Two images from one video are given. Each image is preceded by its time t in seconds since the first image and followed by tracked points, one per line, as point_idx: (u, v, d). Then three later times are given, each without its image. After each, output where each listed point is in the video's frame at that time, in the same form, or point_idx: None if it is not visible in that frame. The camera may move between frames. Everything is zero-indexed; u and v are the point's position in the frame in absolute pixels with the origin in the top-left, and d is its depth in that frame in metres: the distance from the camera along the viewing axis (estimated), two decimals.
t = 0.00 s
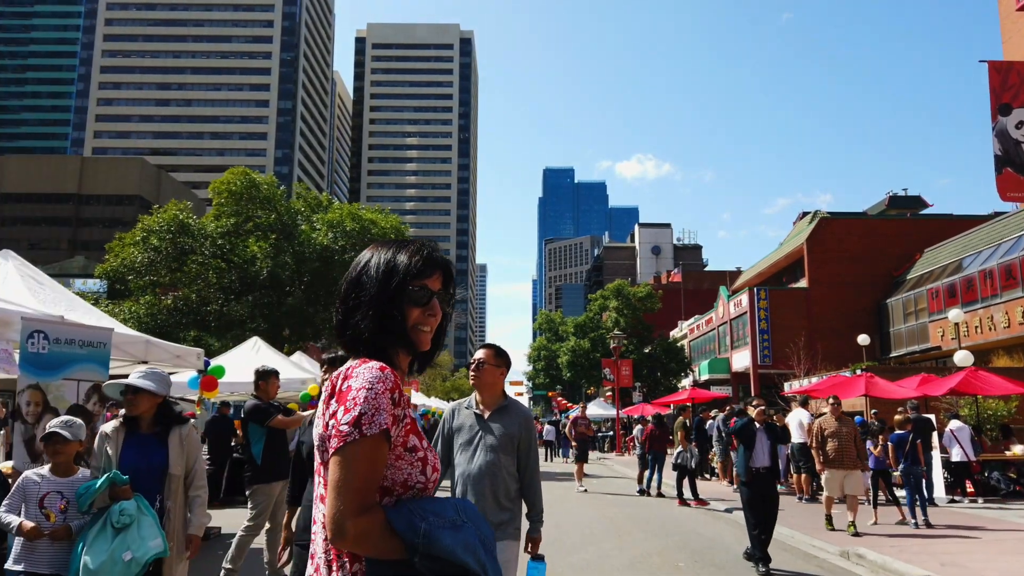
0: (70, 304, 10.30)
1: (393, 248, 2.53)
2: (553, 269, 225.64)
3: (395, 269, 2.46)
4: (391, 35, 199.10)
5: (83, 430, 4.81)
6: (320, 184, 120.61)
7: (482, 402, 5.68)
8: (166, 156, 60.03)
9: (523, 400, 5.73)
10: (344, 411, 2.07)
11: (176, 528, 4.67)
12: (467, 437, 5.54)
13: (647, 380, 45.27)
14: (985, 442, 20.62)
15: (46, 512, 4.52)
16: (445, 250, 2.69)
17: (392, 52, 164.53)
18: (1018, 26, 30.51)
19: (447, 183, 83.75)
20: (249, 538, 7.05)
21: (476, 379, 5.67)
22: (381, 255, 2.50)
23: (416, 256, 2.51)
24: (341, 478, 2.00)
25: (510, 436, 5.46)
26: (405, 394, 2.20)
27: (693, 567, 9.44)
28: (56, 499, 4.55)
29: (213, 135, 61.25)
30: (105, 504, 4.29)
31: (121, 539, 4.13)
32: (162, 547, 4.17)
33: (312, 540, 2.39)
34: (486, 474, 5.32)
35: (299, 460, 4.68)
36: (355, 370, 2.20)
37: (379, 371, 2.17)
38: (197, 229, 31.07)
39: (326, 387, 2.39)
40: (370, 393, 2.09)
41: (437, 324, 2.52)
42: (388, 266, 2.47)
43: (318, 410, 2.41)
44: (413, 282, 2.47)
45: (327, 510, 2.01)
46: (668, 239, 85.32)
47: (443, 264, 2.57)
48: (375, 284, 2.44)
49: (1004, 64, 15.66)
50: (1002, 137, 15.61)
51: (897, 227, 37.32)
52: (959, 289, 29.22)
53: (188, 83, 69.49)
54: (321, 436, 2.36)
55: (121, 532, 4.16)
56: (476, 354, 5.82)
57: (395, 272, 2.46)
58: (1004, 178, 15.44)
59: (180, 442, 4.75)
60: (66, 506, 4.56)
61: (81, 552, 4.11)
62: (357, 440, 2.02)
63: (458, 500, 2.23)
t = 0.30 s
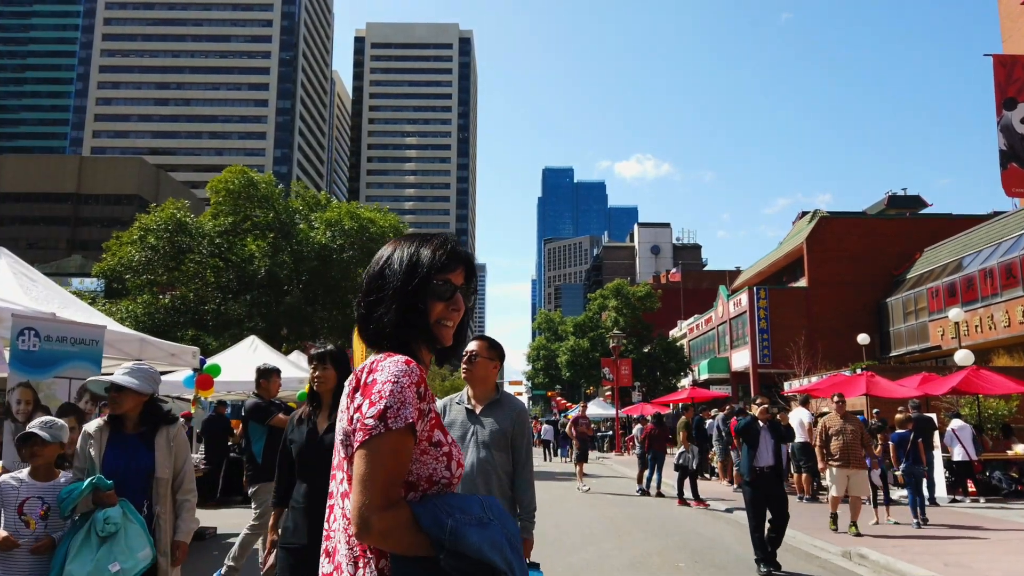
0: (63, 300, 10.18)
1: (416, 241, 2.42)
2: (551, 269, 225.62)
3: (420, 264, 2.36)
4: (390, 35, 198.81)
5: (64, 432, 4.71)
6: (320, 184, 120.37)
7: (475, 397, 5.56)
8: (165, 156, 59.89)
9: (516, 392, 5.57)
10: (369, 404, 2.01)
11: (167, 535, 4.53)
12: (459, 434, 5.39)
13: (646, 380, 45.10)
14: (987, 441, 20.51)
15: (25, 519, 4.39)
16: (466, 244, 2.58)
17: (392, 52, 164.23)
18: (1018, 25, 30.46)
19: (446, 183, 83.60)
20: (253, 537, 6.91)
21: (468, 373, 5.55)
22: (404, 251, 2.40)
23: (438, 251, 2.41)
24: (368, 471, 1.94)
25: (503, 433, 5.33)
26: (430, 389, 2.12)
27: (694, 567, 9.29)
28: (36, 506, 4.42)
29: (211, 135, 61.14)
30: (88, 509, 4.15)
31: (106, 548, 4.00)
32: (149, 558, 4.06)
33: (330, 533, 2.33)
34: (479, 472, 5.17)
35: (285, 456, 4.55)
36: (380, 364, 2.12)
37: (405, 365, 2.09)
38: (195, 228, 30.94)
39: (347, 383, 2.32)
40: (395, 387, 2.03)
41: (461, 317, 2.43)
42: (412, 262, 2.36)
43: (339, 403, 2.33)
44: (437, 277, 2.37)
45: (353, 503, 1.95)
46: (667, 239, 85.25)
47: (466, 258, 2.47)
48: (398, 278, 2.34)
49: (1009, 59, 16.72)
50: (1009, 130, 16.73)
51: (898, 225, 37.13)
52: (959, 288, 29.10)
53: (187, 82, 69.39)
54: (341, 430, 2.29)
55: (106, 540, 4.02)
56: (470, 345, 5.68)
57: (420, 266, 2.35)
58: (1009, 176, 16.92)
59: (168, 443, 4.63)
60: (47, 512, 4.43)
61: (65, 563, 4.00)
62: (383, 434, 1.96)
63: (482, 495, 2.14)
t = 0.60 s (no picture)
0: (55, 298, 10.02)
1: (440, 238, 2.32)
2: (551, 269, 225.66)
3: (445, 260, 2.26)
4: (390, 35, 198.71)
5: (40, 432, 4.56)
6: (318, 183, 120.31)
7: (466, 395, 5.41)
8: (163, 155, 59.78)
9: (509, 386, 5.46)
10: (399, 406, 1.92)
11: (158, 548, 4.19)
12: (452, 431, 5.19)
13: (646, 380, 44.92)
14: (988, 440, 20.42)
15: None
16: (486, 240, 2.48)
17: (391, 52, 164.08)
18: (1018, 23, 30.40)
19: (444, 183, 83.55)
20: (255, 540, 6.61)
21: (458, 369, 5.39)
22: (428, 246, 2.30)
23: (463, 248, 2.32)
24: (401, 475, 1.87)
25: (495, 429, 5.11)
26: (461, 389, 2.02)
27: (694, 568, 9.14)
28: (10, 510, 4.25)
29: (210, 134, 61.03)
30: (69, 515, 3.92)
31: (85, 559, 3.76)
32: (129, 569, 3.79)
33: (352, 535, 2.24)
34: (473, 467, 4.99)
35: (269, 455, 4.36)
36: (409, 364, 2.03)
37: (434, 365, 2.01)
38: (192, 227, 30.81)
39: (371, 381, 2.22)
40: (426, 388, 1.94)
41: (486, 315, 2.35)
42: (437, 258, 2.26)
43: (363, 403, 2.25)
44: (462, 274, 2.28)
45: (385, 509, 1.88)
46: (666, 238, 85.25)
47: (489, 255, 2.39)
48: (423, 276, 2.24)
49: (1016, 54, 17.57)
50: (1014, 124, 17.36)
51: (898, 224, 37.00)
52: (958, 287, 29.02)
53: (186, 82, 69.28)
54: (364, 429, 2.20)
55: (85, 550, 3.79)
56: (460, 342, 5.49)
57: (444, 264, 2.26)
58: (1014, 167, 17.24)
59: (157, 446, 4.25)
60: (21, 516, 4.26)
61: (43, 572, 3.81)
62: (416, 436, 1.88)
63: (511, 499, 2.08)
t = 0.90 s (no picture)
0: (47, 297, 9.80)
1: (483, 246, 2.22)
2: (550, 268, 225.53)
3: (485, 269, 2.15)
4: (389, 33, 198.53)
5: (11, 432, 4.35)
6: (317, 181, 120.42)
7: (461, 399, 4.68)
8: (161, 154, 59.64)
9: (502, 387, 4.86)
10: (446, 430, 1.83)
11: (144, 567, 3.85)
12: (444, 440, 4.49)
13: (645, 379, 44.75)
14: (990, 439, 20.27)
15: None
16: (526, 242, 2.36)
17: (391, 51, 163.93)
18: (1017, 22, 30.32)
19: (443, 182, 83.44)
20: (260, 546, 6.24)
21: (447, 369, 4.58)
22: (467, 254, 2.19)
23: (506, 257, 2.20)
24: (447, 507, 1.77)
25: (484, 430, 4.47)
26: (506, 410, 1.92)
27: (696, 571, 8.98)
28: None
29: (208, 133, 60.89)
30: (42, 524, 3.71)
31: (54, 572, 3.50)
32: None
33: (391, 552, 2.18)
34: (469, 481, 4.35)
35: (243, 461, 4.09)
36: (454, 384, 1.92)
37: (480, 386, 1.90)
38: (189, 226, 30.63)
39: (411, 396, 2.14)
40: (473, 411, 1.84)
41: (529, 326, 2.23)
42: (476, 267, 2.16)
43: (403, 414, 2.20)
44: (504, 285, 2.16)
45: (434, 541, 1.78)
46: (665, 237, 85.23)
47: (532, 264, 2.27)
48: (464, 287, 2.14)
49: None
50: None
51: (898, 223, 36.84)
52: (959, 286, 28.89)
53: (184, 81, 69.17)
54: (405, 449, 2.11)
55: (55, 563, 3.52)
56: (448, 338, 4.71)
57: (486, 273, 2.15)
58: None
59: (146, 455, 3.94)
60: None
61: None
62: (464, 463, 1.78)
63: (559, 520, 1.98)
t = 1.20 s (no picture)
0: (40, 297, 9.62)
1: (528, 241, 2.11)
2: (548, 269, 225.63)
3: (533, 266, 2.06)
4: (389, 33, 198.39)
5: None
6: (317, 182, 120.31)
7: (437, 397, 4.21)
8: (161, 154, 59.58)
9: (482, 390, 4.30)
10: (498, 439, 1.73)
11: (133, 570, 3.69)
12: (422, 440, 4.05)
13: (645, 380, 44.67)
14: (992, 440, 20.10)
15: None
16: (572, 236, 2.26)
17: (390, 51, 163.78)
18: (1019, 22, 30.21)
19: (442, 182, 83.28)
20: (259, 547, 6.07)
21: (426, 368, 4.22)
22: (512, 253, 2.10)
23: (552, 253, 2.10)
24: (505, 516, 1.67)
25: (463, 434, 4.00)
26: (557, 415, 1.83)
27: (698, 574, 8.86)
28: None
29: (208, 133, 60.82)
30: (26, 524, 3.56)
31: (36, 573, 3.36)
32: None
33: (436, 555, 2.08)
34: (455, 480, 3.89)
35: (223, 460, 3.88)
36: (504, 390, 1.82)
37: (531, 391, 1.80)
38: (187, 225, 30.46)
39: (454, 395, 2.04)
40: (526, 418, 1.75)
41: (575, 325, 2.13)
42: (523, 261, 2.07)
43: (448, 414, 2.08)
44: (551, 285, 2.06)
45: (490, 548, 1.69)
46: (664, 238, 85.08)
47: (580, 259, 2.15)
48: (512, 283, 2.05)
49: None
50: None
51: (898, 223, 36.69)
52: (959, 286, 28.74)
53: (183, 81, 69.12)
54: (450, 450, 2.01)
55: (38, 562, 3.38)
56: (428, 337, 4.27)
57: (533, 270, 2.05)
58: None
59: (137, 456, 3.80)
60: None
61: None
62: (520, 473, 1.69)
63: (612, 523, 1.88)
